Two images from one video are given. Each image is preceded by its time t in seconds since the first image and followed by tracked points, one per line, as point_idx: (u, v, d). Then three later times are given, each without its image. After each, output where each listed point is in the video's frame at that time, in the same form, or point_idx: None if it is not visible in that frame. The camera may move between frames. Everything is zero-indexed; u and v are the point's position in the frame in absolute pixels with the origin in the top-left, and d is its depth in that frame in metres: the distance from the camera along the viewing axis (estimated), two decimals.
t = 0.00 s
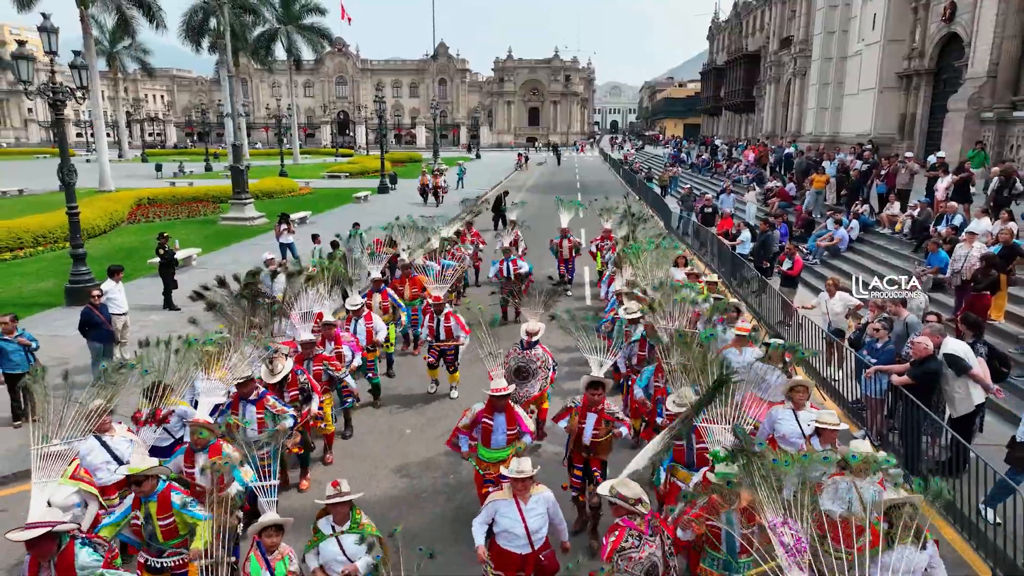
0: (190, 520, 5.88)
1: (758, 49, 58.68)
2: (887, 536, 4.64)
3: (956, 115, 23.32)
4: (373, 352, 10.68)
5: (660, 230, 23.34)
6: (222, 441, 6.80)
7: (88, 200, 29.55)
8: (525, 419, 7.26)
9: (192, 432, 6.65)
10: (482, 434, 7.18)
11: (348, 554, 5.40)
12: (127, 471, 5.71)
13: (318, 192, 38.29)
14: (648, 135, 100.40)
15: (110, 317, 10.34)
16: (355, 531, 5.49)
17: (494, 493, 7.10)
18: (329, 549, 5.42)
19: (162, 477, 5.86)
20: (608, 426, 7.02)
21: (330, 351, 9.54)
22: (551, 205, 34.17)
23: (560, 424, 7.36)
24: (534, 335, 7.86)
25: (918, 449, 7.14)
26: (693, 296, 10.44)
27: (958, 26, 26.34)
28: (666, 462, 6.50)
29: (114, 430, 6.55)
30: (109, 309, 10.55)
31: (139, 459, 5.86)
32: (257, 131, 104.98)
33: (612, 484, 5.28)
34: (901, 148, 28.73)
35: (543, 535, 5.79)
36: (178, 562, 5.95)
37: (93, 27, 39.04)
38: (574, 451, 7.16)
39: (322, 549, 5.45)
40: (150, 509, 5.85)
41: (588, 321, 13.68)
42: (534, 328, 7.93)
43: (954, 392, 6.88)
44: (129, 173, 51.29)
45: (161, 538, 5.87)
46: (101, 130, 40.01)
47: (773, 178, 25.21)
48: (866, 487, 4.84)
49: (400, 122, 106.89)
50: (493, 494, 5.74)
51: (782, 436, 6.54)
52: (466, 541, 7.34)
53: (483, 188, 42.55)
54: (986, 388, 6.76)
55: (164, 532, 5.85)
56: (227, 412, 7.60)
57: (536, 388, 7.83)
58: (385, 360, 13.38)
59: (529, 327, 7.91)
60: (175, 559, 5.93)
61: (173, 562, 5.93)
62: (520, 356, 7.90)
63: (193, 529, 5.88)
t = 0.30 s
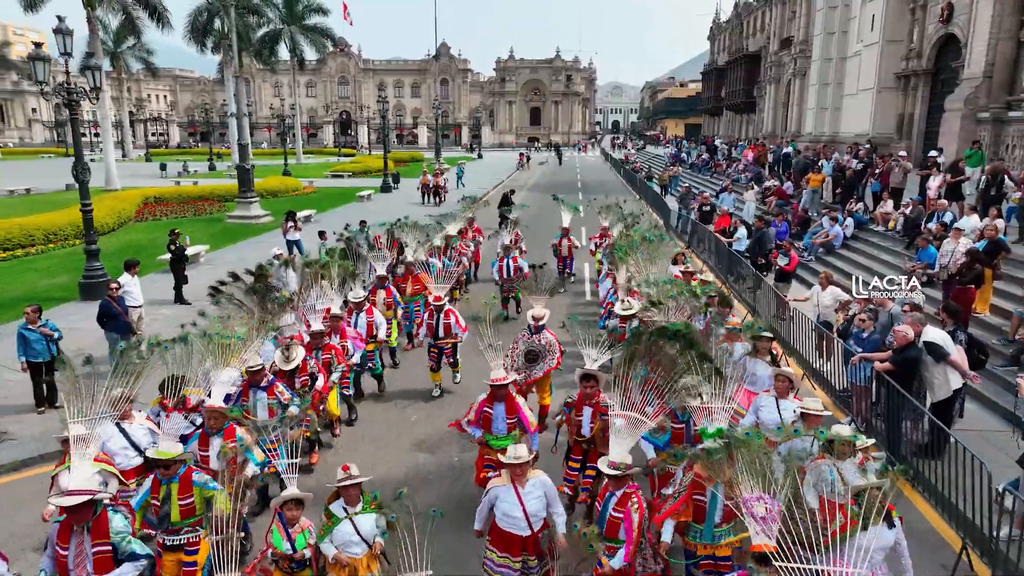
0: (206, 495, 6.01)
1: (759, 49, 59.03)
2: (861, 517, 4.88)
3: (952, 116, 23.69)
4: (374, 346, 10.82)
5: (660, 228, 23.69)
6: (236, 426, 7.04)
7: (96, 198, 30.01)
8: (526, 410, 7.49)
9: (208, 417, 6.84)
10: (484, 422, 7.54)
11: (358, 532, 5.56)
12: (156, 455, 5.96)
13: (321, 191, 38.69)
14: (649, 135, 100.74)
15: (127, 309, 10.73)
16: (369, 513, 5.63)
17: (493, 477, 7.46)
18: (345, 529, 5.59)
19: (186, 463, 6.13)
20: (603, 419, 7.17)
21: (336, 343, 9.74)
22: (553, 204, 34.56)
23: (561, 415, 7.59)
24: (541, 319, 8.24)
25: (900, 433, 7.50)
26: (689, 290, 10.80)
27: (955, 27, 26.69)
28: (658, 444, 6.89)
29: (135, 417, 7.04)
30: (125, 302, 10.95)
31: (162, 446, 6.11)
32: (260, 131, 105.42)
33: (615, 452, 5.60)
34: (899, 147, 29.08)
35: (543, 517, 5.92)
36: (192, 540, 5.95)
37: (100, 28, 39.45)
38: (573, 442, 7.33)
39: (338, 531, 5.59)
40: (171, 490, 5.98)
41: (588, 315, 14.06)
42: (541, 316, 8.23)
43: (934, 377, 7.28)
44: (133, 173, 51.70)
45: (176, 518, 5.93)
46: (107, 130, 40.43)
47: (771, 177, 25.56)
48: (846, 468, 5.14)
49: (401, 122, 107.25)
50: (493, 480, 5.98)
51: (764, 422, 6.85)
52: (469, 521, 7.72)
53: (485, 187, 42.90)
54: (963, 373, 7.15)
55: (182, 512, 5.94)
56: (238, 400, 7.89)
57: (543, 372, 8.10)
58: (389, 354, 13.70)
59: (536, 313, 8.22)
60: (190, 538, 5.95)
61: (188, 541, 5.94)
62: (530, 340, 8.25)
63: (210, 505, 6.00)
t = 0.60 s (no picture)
0: (235, 471, 6.44)
1: (759, 49, 59.52)
2: (831, 479, 5.31)
3: (947, 116, 24.18)
4: (383, 335, 11.33)
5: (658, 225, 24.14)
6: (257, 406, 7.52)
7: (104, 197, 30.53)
8: (522, 391, 7.92)
9: (234, 396, 7.26)
10: (482, 404, 7.89)
11: (372, 500, 5.92)
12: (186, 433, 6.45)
13: (325, 190, 39.20)
14: (650, 135, 101.25)
15: (146, 300, 11.25)
16: (383, 480, 5.96)
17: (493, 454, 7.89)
18: (356, 493, 5.93)
19: (214, 439, 6.62)
20: (596, 414, 7.31)
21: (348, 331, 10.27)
22: (554, 203, 35.04)
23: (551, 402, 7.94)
24: (537, 305, 8.69)
25: (877, 413, 7.99)
26: (681, 283, 11.27)
27: (951, 28, 27.16)
28: (653, 426, 7.54)
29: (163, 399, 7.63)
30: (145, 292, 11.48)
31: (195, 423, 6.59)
32: (262, 131, 106.00)
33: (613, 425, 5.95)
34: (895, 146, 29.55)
35: (536, 491, 6.14)
36: (220, 512, 6.47)
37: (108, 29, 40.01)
38: (570, 439, 7.46)
39: (351, 494, 5.95)
40: (202, 464, 6.45)
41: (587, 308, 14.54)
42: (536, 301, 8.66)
43: (907, 360, 7.78)
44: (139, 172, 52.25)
45: (208, 490, 6.38)
46: (114, 129, 40.99)
47: (768, 176, 26.03)
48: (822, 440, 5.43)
49: (404, 122, 107.67)
50: (489, 458, 6.13)
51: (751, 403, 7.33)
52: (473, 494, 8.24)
53: (487, 186, 43.38)
54: (935, 356, 7.62)
55: (212, 486, 6.37)
56: (259, 382, 8.33)
57: (548, 354, 8.63)
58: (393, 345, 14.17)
59: (531, 300, 8.62)
60: (218, 510, 6.46)
61: (216, 513, 6.46)
62: (530, 324, 8.68)
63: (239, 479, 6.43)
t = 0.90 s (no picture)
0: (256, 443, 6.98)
1: (759, 50, 60.02)
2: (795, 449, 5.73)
3: (941, 115, 24.74)
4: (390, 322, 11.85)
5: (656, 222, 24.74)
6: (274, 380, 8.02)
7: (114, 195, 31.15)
8: (525, 369, 8.40)
9: (251, 371, 7.87)
10: (486, 381, 8.45)
11: (382, 463, 6.43)
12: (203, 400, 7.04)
13: (329, 188, 39.83)
14: (651, 134, 101.85)
15: (168, 289, 11.92)
16: (391, 445, 6.46)
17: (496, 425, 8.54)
18: (370, 455, 6.47)
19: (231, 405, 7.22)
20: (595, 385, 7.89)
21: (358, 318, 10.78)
22: (556, 201, 35.67)
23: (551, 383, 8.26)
24: (542, 289, 9.62)
25: (855, 391, 8.60)
26: (674, 273, 11.90)
27: (946, 30, 27.71)
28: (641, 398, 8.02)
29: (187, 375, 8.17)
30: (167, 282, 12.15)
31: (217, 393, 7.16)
32: (266, 130, 106.71)
33: (597, 393, 6.69)
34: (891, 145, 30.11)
35: (536, 454, 6.76)
36: (245, 473, 7.11)
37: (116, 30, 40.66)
38: (569, 409, 8.13)
39: (366, 454, 6.50)
40: (224, 429, 7.11)
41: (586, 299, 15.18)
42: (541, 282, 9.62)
43: (882, 342, 8.35)
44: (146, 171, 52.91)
45: (230, 453, 7.07)
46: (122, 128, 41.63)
47: (765, 174, 26.63)
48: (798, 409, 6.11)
49: (406, 121, 108.23)
50: (492, 423, 6.72)
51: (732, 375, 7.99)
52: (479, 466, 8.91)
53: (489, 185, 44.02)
54: (907, 338, 8.20)
55: (233, 447, 7.07)
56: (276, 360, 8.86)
57: (544, 330, 9.34)
58: (401, 333, 14.82)
59: (538, 282, 9.62)
60: (242, 471, 7.10)
61: (241, 473, 7.10)
62: (531, 306, 9.43)
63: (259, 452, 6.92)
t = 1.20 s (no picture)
0: (276, 415, 7.49)
1: (759, 50, 60.64)
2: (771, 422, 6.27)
3: (934, 115, 25.34)
4: (397, 312, 12.45)
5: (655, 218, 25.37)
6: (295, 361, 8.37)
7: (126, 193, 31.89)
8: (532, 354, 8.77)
9: (275, 352, 8.20)
10: (493, 365, 8.86)
11: (399, 435, 6.76)
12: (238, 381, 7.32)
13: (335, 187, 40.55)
14: (652, 135, 102.52)
15: (191, 279, 12.59)
16: (405, 418, 6.82)
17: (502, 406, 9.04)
18: (386, 428, 6.80)
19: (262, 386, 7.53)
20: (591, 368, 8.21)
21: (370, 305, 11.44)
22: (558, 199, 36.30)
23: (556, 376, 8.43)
24: (549, 278, 10.59)
25: (833, 372, 9.23)
26: (670, 264, 12.53)
27: (941, 32, 28.31)
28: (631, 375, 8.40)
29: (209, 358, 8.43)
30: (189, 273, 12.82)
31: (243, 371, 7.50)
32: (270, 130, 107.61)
33: (589, 372, 7.30)
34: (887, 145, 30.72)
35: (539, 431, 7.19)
36: (265, 445, 7.44)
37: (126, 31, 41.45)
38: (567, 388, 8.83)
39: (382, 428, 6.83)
40: (250, 405, 7.43)
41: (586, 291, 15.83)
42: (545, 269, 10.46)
43: (858, 326, 9.06)
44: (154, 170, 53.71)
45: (254, 427, 7.40)
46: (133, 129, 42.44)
47: (762, 172, 27.26)
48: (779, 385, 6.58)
49: (410, 121, 108.87)
50: (497, 406, 7.09)
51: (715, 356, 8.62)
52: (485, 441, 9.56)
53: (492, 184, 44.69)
54: (881, 322, 8.95)
55: (258, 423, 7.41)
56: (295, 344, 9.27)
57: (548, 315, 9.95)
58: (408, 323, 15.49)
59: (544, 270, 10.50)
60: (263, 443, 7.43)
61: (261, 446, 7.43)
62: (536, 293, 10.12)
63: (280, 419, 7.49)
